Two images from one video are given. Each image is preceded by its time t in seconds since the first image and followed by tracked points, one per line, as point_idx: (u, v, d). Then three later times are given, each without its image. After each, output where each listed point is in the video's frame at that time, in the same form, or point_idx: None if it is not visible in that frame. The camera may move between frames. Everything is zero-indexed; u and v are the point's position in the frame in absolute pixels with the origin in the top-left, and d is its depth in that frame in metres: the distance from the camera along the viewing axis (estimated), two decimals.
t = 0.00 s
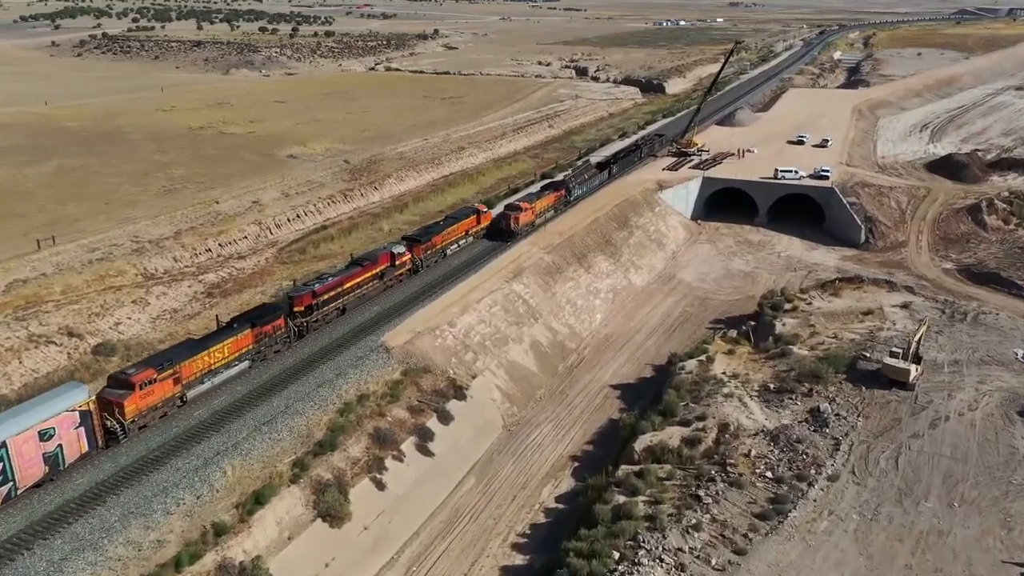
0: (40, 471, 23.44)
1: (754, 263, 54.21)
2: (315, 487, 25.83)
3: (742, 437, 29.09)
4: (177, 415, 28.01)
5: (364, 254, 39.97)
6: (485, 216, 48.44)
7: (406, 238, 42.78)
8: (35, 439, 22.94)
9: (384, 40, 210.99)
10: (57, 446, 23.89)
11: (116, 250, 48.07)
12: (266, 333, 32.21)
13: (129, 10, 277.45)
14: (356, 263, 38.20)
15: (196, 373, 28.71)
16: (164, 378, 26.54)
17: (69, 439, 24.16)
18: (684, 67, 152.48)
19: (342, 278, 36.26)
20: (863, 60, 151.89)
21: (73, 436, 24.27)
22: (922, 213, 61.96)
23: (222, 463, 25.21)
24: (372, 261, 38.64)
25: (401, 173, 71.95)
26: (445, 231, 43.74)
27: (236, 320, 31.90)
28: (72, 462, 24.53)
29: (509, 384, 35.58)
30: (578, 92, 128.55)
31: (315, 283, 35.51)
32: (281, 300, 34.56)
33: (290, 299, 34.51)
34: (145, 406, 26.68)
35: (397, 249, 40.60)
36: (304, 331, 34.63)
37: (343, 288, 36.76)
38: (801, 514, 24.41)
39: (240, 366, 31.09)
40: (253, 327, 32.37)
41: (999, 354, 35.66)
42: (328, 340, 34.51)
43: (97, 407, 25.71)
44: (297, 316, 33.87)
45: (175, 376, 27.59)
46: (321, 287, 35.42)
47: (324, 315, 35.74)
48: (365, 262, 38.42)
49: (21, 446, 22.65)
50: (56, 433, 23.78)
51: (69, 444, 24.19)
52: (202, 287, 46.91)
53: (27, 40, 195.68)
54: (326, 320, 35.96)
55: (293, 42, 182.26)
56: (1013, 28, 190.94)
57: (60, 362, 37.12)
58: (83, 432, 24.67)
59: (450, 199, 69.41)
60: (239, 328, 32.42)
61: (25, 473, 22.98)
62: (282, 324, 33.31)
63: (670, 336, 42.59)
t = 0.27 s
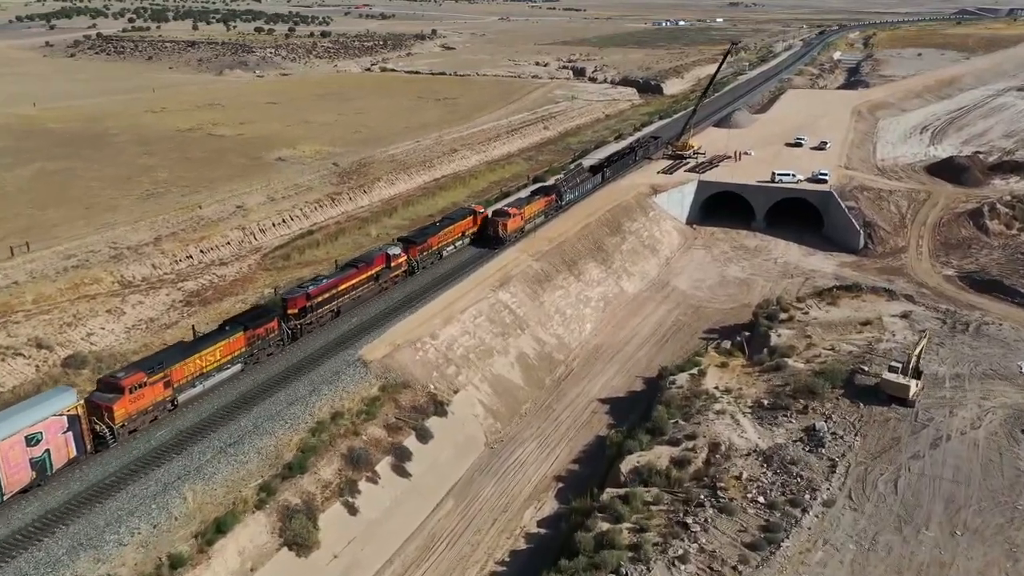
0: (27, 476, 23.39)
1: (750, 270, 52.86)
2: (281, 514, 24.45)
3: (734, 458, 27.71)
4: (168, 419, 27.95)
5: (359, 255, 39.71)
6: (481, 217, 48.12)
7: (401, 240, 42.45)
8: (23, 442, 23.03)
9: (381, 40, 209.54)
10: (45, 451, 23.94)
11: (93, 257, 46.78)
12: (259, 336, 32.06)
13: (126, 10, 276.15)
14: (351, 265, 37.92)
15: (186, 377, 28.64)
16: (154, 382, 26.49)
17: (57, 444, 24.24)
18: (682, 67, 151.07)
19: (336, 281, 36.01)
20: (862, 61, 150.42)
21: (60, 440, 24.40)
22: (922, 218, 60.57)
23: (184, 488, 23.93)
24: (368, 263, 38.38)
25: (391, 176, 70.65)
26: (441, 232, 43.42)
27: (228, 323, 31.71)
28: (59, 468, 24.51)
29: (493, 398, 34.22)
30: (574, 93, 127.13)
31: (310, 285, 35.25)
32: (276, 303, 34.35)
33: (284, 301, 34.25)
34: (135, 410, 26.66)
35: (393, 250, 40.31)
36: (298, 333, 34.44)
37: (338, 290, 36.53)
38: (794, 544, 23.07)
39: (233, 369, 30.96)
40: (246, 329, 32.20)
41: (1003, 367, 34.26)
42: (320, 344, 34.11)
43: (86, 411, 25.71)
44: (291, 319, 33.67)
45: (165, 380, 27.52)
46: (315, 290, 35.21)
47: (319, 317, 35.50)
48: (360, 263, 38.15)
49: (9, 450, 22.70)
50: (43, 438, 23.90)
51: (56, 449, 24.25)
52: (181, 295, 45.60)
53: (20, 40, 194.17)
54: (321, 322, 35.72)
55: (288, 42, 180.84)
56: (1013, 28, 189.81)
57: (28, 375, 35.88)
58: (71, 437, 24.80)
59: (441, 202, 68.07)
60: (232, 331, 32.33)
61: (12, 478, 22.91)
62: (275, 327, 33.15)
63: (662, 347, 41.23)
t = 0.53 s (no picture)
0: (16, 481, 23.21)
1: (747, 276, 51.67)
2: (249, 540, 23.21)
3: (726, 478, 26.49)
4: (161, 423, 27.59)
5: (356, 257, 39.35)
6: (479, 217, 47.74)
7: (398, 241, 42.12)
8: (12, 447, 22.83)
9: (378, 40, 208.37)
10: (34, 456, 23.73)
11: (72, 263, 45.63)
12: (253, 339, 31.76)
13: (124, 10, 274.81)
14: (346, 267, 37.63)
15: (179, 380, 28.34)
16: (146, 385, 26.21)
17: (47, 449, 24.02)
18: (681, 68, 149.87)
19: (332, 282, 35.68)
20: (862, 61, 149.27)
21: (50, 445, 24.14)
22: (922, 222, 59.38)
23: (146, 515, 22.73)
24: (364, 265, 38.01)
25: (383, 178, 69.50)
26: (438, 234, 43.09)
27: (222, 325, 31.38)
28: (49, 473, 24.30)
29: (478, 413, 33.00)
30: (572, 94, 125.95)
31: (305, 287, 34.88)
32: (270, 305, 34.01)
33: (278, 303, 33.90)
34: (127, 414, 26.33)
35: (390, 252, 39.87)
36: (293, 335, 34.12)
37: (333, 292, 36.14)
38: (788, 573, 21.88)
39: (227, 372, 30.65)
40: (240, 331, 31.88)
41: (1006, 380, 33.06)
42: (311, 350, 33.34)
43: (76, 415, 25.42)
44: (285, 321, 33.36)
45: (157, 383, 27.23)
46: (310, 292, 34.87)
47: (314, 319, 35.16)
48: (356, 265, 37.80)
49: None
50: (33, 442, 23.64)
51: (46, 454, 24.04)
52: (162, 303, 44.43)
53: (14, 40, 192.86)
54: (316, 324, 35.32)
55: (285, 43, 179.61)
56: (1014, 28, 188.85)
57: None
58: (61, 441, 24.58)
59: (433, 205, 66.90)
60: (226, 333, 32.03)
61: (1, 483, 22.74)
62: (269, 329, 32.81)
63: (654, 358, 40.04)
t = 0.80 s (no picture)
0: (3, 488, 22.87)
1: (742, 283, 50.30)
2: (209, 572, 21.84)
3: (717, 505, 25.14)
4: (151, 428, 27.33)
5: (352, 258, 38.77)
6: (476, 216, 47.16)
7: (396, 242, 41.54)
8: None
9: (375, 40, 206.89)
10: (21, 462, 23.32)
11: (47, 272, 44.33)
12: (246, 342, 31.34)
13: (120, 10, 273.32)
14: (342, 269, 37.11)
15: (170, 385, 28.01)
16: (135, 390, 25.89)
17: (35, 455, 23.58)
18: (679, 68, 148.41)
19: (327, 285, 35.19)
20: (862, 61, 147.80)
21: (38, 451, 23.69)
22: (923, 228, 58.00)
23: (98, 548, 21.48)
24: (360, 267, 37.47)
25: (373, 181, 68.18)
26: (435, 236, 42.41)
27: (214, 328, 31.00)
28: (38, 479, 23.92)
29: (460, 431, 31.62)
30: (568, 95, 124.57)
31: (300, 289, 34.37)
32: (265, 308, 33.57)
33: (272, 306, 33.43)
34: (117, 419, 26.06)
35: (386, 254, 39.25)
36: (287, 338, 33.67)
37: (329, 294, 35.61)
38: None
39: (219, 376, 30.26)
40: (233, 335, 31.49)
41: (1011, 397, 31.67)
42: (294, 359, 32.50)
43: (64, 420, 25.11)
44: (279, 324, 32.90)
45: (147, 388, 26.90)
46: (305, 294, 34.36)
47: (309, 322, 34.70)
48: (352, 267, 37.25)
49: None
50: (20, 448, 23.23)
51: (34, 460, 23.62)
52: (138, 312, 43.07)
53: (8, 40, 191.39)
54: (310, 327, 34.85)
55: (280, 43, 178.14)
56: (1015, 28, 187.49)
57: None
58: (51, 447, 24.11)
59: (424, 209, 65.56)
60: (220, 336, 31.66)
61: None
62: (263, 332, 32.39)
63: (645, 371, 38.65)
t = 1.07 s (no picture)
0: None
1: (738, 291, 48.93)
2: None
3: (708, 535, 23.75)
4: (143, 434, 27.11)
5: (348, 260, 38.63)
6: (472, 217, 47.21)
7: (392, 245, 41.42)
8: None
9: (372, 41, 205.59)
10: (9, 469, 23.13)
11: (19, 281, 43.00)
12: (239, 346, 31.12)
13: (117, 10, 271.68)
14: (337, 271, 36.95)
15: (162, 390, 27.82)
16: (126, 395, 25.71)
17: (22, 462, 23.42)
18: (677, 69, 146.99)
19: (322, 287, 35.00)
20: (862, 62, 146.39)
21: (27, 457, 23.58)
22: (923, 234, 56.65)
23: None
24: (355, 270, 37.27)
25: (362, 185, 66.86)
26: (431, 237, 42.29)
27: (208, 332, 30.78)
28: (25, 486, 23.72)
29: (440, 451, 30.20)
30: (565, 96, 123.18)
31: (294, 292, 34.14)
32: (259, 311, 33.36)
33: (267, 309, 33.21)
34: (107, 424, 25.85)
35: (381, 257, 39.16)
36: (281, 342, 33.44)
37: (324, 297, 35.40)
38: None
39: (212, 381, 30.03)
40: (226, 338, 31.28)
41: (1017, 415, 30.28)
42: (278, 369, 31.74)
43: (53, 426, 24.89)
44: (273, 327, 32.67)
45: (139, 393, 26.71)
46: (299, 297, 34.12)
47: (303, 325, 34.48)
48: (347, 269, 37.06)
49: None
50: (9, 455, 23.08)
51: (22, 467, 23.47)
52: (112, 322, 41.68)
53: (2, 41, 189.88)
54: (305, 331, 34.63)
55: (275, 44, 176.69)
56: (1015, 28, 186.63)
57: None
58: (38, 453, 23.95)
59: (414, 213, 64.21)
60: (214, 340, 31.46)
61: None
62: (257, 336, 32.16)
63: (636, 385, 37.26)
